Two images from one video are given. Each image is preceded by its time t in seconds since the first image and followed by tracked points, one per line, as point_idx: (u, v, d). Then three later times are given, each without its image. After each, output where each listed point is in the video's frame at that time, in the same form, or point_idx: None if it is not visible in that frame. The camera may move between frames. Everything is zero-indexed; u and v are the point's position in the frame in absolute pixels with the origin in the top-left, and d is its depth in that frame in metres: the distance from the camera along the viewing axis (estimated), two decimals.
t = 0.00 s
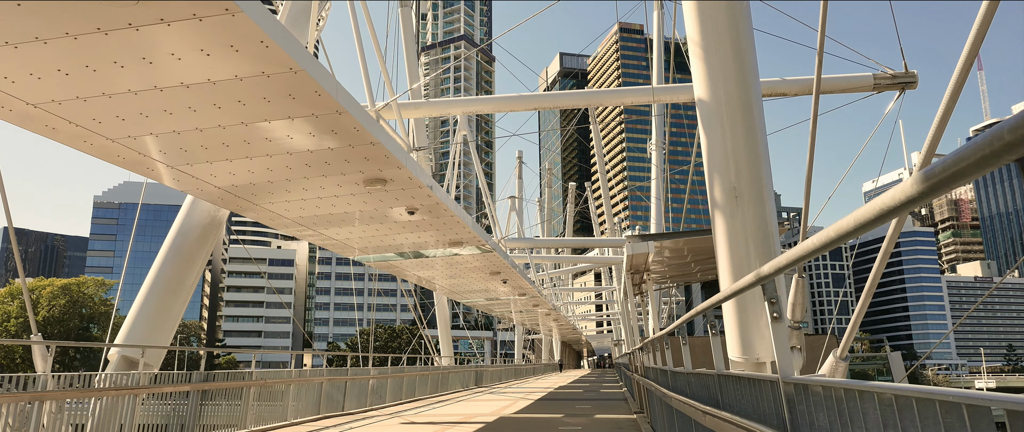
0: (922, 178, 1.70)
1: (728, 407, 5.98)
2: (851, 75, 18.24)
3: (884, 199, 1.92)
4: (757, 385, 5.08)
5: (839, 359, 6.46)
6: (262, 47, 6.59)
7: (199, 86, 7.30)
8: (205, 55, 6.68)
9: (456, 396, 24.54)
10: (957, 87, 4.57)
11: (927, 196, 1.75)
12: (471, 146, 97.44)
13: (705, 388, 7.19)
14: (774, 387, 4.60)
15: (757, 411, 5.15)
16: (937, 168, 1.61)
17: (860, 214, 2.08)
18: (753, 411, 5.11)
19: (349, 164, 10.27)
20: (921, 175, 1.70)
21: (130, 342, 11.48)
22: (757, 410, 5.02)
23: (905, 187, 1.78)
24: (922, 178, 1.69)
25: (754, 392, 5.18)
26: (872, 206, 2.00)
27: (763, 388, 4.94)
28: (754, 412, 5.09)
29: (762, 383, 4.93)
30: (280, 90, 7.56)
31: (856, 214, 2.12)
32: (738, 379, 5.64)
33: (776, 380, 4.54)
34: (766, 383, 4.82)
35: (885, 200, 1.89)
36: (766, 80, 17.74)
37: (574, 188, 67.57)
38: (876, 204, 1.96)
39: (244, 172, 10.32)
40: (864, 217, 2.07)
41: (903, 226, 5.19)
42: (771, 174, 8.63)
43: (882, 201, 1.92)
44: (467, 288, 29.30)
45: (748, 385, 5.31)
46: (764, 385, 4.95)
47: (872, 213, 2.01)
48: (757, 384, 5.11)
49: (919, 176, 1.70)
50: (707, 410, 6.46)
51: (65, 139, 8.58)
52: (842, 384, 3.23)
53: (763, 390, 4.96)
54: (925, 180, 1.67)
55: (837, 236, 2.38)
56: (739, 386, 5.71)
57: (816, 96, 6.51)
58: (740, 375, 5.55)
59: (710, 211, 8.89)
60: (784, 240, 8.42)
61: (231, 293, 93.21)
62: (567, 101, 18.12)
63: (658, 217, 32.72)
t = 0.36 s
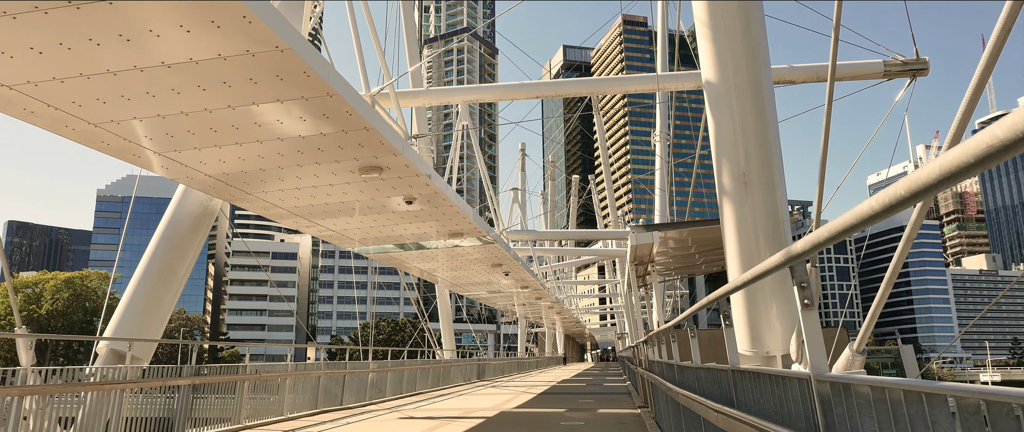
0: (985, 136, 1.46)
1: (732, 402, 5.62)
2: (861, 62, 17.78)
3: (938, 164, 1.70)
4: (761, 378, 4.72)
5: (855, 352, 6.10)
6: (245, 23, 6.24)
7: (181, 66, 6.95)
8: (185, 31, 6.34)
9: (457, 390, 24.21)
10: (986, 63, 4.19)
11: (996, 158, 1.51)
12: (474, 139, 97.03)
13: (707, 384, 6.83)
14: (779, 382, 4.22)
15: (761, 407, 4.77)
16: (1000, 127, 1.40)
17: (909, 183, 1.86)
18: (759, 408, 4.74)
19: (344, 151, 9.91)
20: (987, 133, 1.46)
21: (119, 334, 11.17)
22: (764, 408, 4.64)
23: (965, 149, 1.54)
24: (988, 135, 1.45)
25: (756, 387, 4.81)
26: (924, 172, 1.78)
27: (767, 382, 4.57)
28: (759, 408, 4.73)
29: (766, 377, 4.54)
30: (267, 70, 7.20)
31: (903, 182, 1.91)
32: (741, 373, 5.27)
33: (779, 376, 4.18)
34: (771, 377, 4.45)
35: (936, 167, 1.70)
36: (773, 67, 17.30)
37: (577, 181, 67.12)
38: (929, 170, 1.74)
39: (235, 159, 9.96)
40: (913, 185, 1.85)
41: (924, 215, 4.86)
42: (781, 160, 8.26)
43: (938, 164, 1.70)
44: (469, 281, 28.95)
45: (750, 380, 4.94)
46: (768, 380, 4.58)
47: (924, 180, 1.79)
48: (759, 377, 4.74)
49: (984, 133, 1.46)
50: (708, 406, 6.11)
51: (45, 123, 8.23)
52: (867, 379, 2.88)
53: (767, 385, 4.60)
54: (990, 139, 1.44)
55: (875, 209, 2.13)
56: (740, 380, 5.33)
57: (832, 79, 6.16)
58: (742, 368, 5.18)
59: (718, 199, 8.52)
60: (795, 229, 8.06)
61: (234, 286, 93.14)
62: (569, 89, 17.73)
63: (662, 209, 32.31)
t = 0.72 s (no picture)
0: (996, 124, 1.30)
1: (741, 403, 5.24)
2: (869, 49, 17.36)
3: (949, 153, 1.51)
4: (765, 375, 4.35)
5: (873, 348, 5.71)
6: None
7: (158, 46, 6.59)
8: (159, 8, 5.98)
9: (457, 385, 23.92)
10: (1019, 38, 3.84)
11: (1005, 151, 1.35)
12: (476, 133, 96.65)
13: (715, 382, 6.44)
14: (779, 381, 3.84)
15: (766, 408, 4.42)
16: (1010, 117, 1.25)
17: (910, 176, 1.70)
18: (768, 410, 4.36)
19: (335, 138, 9.54)
20: (997, 125, 1.30)
21: (106, 329, 10.85)
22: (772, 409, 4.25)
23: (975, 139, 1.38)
24: (998, 126, 1.30)
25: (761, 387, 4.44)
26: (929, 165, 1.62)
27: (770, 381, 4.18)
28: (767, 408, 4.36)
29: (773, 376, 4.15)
30: (250, 51, 6.84)
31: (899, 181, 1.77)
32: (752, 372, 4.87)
33: (782, 373, 3.80)
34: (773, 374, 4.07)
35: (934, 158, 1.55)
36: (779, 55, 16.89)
37: (580, 174, 66.69)
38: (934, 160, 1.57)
39: (222, 147, 9.60)
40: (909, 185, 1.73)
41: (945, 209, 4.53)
42: (791, 146, 7.86)
43: (946, 155, 1.53)
44: (470, 274, 28.61)
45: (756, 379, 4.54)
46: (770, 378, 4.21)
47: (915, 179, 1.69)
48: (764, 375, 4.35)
49: (997, 122, 1.29)
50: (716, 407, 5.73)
51: (21, 109, 7.88)
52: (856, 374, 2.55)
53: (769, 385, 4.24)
54: (1003, 128, 1.28)
55: (874, 205, 1.93)
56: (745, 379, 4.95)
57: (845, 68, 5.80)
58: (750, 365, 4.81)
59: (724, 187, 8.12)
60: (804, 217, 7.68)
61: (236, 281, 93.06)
62: (571, 79, 17.34)
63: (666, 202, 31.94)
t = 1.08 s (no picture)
0: (972, 130, 1.39)
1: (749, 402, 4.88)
2: (876, 37, 16.96)
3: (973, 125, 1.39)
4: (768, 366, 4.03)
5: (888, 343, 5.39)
6: None
7: (132, 23, 6.25)
8: None
9: (456, 380, 23.63)
10: None
11: (1005, 140, 1.35)
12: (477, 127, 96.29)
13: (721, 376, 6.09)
14: (786, 376, 3.54)
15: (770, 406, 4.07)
16: (1001, 106, 1.28)
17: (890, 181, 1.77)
18: (772, 408, 4.01)
19: (325, 124, 9.17)
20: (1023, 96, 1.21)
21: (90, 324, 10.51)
22: (776, 408, 3.90)
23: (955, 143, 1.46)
24: (987, 120, 1.34)
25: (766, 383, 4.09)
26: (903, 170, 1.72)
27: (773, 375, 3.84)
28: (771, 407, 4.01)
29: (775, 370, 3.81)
30: (230, 30, 6.48)
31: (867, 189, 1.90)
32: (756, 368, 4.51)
33: (790, 369, 3.47)
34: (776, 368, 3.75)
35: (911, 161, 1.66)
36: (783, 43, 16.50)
37: (581, 168, 66.31)
38: (908, 162, 1.69)
39: (207, 134, 9.23)
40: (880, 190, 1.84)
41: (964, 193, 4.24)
42: (800, 130, 7.48)
43: (943, 145, 1.53)
44: (470, 268, 28.30)
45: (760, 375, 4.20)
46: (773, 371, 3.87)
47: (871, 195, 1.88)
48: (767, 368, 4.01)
49: (996, 110, 1.29)
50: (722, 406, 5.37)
51: None
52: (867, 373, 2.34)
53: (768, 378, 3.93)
54: (994, 120, 1.31)
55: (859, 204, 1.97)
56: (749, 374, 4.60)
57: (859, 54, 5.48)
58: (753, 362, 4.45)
59: (729, 174, 7.73)
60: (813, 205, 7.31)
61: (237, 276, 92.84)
62: (570, 68, 16.99)
63: (667, 195, 31.63)
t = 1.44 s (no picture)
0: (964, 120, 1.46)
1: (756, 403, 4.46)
2: (882, 25, 16.57)
3: None
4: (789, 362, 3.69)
5: (906, 336, 5.09)
6: None
7: None
8: None
9: (454, 375, 23.28)
10: None
11: None
12: (476, 121, 95.95)
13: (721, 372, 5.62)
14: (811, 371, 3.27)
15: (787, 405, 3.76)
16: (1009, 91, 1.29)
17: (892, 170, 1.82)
18: (791, 409, 3.67)
19: (313, 110, 8.80)
20: None
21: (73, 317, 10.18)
22: (800, 408, 3.56)
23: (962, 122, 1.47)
24: (992, 105, 1.34)
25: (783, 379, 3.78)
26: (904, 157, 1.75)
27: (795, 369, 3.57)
28: (790, 407, 3.66)
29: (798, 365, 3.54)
30: (208, 5, 6.12)
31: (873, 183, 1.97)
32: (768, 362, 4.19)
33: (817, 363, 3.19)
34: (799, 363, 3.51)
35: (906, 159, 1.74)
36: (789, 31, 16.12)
37: (581, 162, 65.88)
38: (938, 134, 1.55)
39: (191, 120, 8.88)
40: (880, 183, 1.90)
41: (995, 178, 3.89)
42: (809, 115, 7.13)
43: (957, 126, 1.49)
44: (468, 262, 27.89)
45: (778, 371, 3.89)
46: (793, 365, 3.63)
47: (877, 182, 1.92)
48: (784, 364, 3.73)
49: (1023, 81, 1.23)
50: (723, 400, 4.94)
51: None
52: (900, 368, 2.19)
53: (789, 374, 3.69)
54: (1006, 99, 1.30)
55: (871, 191, 2.00)
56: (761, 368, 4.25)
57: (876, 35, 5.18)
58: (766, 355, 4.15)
59: (735, 160, 7.38)
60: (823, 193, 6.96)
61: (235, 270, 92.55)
62: (570, 57, 16.60)
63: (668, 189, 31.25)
